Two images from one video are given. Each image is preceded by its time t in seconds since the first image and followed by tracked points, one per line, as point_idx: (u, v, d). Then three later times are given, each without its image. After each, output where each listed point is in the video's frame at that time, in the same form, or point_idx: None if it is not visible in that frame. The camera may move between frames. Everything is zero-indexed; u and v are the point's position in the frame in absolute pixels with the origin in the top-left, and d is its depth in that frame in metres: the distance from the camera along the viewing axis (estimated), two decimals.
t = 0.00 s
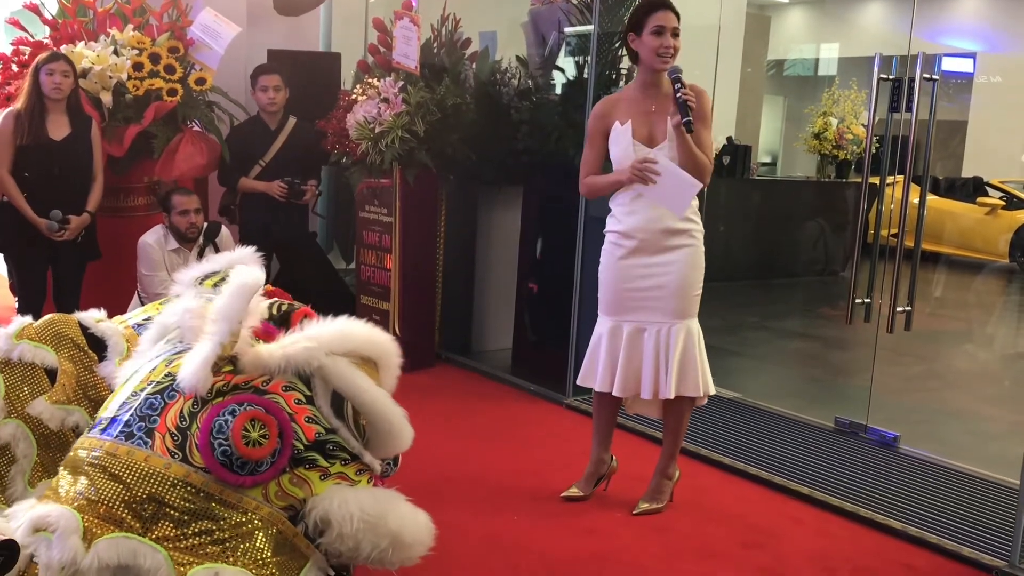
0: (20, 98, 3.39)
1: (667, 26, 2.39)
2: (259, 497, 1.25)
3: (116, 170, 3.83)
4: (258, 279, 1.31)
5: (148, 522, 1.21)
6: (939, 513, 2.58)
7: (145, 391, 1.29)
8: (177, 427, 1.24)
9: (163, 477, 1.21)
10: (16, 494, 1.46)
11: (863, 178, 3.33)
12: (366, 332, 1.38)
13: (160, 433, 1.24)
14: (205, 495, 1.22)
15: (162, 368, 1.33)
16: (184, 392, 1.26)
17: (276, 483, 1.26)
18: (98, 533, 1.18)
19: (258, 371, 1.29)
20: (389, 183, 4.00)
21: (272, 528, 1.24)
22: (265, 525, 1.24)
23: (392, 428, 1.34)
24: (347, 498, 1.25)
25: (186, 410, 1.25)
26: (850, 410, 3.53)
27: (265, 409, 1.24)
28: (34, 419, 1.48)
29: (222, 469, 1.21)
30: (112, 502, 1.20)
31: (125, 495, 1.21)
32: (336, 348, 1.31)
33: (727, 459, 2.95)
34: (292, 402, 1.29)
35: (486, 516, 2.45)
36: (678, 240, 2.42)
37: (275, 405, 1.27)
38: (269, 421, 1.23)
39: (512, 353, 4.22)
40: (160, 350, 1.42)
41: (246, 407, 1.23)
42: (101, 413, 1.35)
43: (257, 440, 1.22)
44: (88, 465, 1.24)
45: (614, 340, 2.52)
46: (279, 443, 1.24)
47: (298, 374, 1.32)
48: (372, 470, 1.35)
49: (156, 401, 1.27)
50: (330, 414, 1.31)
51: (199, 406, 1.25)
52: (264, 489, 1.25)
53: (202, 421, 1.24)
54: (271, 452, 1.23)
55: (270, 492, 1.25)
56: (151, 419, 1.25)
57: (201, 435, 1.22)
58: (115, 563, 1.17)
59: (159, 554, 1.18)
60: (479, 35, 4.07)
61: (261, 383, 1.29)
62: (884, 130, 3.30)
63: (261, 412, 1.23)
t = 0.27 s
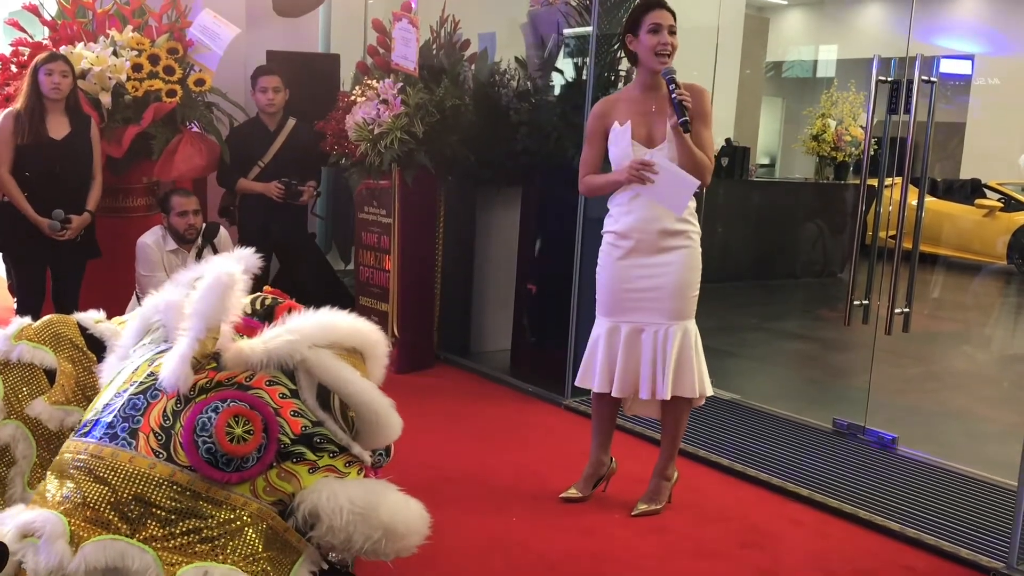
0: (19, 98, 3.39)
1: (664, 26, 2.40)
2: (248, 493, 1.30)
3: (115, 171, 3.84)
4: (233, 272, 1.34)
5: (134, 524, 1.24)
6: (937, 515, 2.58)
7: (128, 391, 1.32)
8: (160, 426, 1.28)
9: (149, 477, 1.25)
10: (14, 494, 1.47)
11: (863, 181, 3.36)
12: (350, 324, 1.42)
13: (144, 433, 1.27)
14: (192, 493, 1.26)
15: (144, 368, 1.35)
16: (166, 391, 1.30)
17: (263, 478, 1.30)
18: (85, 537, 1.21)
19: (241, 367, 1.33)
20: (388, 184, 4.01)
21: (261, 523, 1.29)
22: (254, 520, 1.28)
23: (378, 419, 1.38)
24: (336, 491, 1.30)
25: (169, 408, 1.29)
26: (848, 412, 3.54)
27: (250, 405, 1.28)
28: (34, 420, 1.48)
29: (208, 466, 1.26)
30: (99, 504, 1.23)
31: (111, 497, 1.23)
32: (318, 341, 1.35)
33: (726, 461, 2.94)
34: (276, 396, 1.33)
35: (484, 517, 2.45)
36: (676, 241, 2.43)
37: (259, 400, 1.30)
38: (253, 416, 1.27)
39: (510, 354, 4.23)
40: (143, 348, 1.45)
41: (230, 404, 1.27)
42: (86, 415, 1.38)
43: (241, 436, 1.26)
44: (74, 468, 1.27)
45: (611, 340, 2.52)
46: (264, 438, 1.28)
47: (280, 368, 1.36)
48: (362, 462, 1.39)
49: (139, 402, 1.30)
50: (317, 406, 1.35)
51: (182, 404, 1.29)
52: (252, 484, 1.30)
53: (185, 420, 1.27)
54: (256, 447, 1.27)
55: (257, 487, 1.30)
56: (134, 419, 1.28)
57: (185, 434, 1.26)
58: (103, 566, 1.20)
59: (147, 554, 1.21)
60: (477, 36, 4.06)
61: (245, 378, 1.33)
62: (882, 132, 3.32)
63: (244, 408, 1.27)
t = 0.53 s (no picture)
0: (18, 102, 3.39)
1: (656, 34, 2.40)
2: (249, 498, 1.27)
3: (113, 174, 3.80)
4: (238, 277, 1.34)
5: (136, 526, 1.22)
6: (935, 518, 2.58)
7: (132, 395, 1.31)
8: (163, 430, 1.26)
9: (151, 480, 1.23)
10: (15, 501, 1.46)
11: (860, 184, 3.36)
12: (353, 332, 1.41)
13: (147, 436, 1.26)
14: (194, 497, 1.24)
15: (148, 372, 1.35)
16: (170, 395, 1.29)
17: (265, 484, 1.28)
18: (85, 538, 1.18)
19: (244, 372, 1.32)
20: (386, 188, 4.01)
21: (261, 529, 1.26)
22: (255, 526, 1.26)
23: (379, 426, 1.37)
24: (336, 497, 1.27)
25: (172, 412, 1.28)
26: (845, 416, 3.55)
27: (252, 410, 1.27)
28: (33, 425, 1.48)
29: (210, 469, 1.24)
30: (99, 507, 1.21)
31: (113, 499, 1.21)
32: (321, 348, 1.35)
33: (724, 465, 2.94)
34: (278, 402, 1.32)
35: (483, 521, 2.45)
36: (670, 243, 2.43)
37: (261, 405, 1.29)
38: (255, 421, 1.26)
39: (508, 358, 4.23)
40: (147, 354, 1.44)
41: (233, 408, 1.26)
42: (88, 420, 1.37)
43: (243, 441, 1.24)
44: (75, 471, 1.25)
45: (607, 342, 2.54)
46: (265, 443, 1.26)
47: (284, 374, 1.35)
48: (363, 470, 1.36)
49: (143, 405, 1.29)
50: (318, 413, 1.34)
51: (186, 408, 1.28)
52: (253, 490, 1.28)
53: (189, 423, 1.26)
54: (258, 452, 1.26)
55: (258, 493, 1.28)
56: (136, 422, 1.27)
57: (187, 437, 1.24)
58: (103, 567, 1.17)
59: (147, 556, 1.19)
60: (475, 40, 4.06)
61: (248, 383, 1.32)
62: (880, 135, 3.34)
63: (246, 413, 1.26)
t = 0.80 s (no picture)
0: (17, 106, 3.40)
1: (647, 46, 2.38)
2: (260, 510, 1.24)
3: (112, 179, 3.83)
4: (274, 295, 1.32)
5: (148, 531, 1.19)
6: (933, 522, 2.58)
7: (151, 401, 1.29)
8: (181, 436, 1.24)
9: (166, 485, 1.21)
10: (14, 506, 1.47)
11: (858, 188, 3.40)
12: (371, 353, 1.39)
13: (165, 442, 1.24)
14: (207, 505, 1.22)
15: (169, 379, 1.33)
16: (190, 403, 1.27)
17: (276, 497, 1.25)
18: (98, 539, 1.17)
19: (264, 386, 1.29)
20: (384, 192, 4.01)
21: (270, 542, 1.23)
22: (263, 538, 1.22)
23: (393, 447, 1.34)
24: (346, 515, 1.24)
25: (191, 420, 1.25)
26: (843, 420, 3.58)
27: (270, 423, 1.24)
28: (31, 431, 1.50)
29: (224, 479, 1.21)
30: (113, 509, 1.19)
31: (127, 502, 1.20)
32: (341, 367, 1.32)
33: (722, 469, 2.94)
34: (295, 418, 1.29)
35: (483, 525, 2.45)
36: (664, 247, 2.43)
37: (279, 419, 1.26)
38: (272, 434, 1.23)
39: (506, 361, 4.23)
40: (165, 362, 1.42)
41: (251, 420, 1.23)
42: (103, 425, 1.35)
43: (260, 452, 1.21)
44: (91, 471, 1.24)
45: (605, 345, 2.56)
46: (281, 457, 1.23)
47: (301, 390, 1.32)
48: (371, 491, 1.34)
49: (162, 411, 1.27)
50: (334, 431, 1.30)
51: (205, 417, 1.25)
52: (265, 502, 1.25)
53: (207, 431, 1.23)
54: (273, 465, 1.22)
55: (270, 506, 1.25)
56: (156, 427, 1.25)
57: (204, 445, 1.22)
58: (114, 569, 1.16)
59: (158, 561, 1.17)
60: (473, 44, 4.08)
61: (266, 398, 1.29)
62: (877, 139, 3.37)
63: (264, 425, 1.23)
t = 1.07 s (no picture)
0: (16, 110, 3.40)
1: (641, 54, 2.37)
2: (269, 519, 1.25)
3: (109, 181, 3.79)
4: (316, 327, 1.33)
5: (160, 532, 1.20)
6: (930, 523, 2.59)
7: (169, 405, 1.31)
8: (197, 442, 1.26)
9: (180, 488, 1.22)
10: (11, 513, 1.46)
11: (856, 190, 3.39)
12: (386, 371, 1.42)
13: (181, 446, 1.25)
14: (219, 510, 1.23)
15: (188, 386, 1.35)
16: (208, 410, 1.29)
17: (286, 507, 1.27)
18: (110, 538, 1.17)
19: (282, 399, 1.32)
20: (383, 195, 4.00)
21: (277, 552, 1.23)
22: (270, 547, 1.23)
23: (402, 465, 1.37)
24: (354, 529, 1.26)
25: (208, 426, 1.28)
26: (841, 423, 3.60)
27: (285, 433, 1.27)
28: (28, 437, 1.49)
29: (237, 486, 1.22)
30: (126, 509, 1.20)
31: (142, 501, 1.20)
32: (357, 384, 1.35)
33: (720, 470, 2.95)
34: (309, 430, 1.32)
35: (482, 527, 2.45)
36: (661, 250, 2.44)
37: (294, 430, 1.29)
38: (287, 445, 1.25)
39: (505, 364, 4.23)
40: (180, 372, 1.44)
41: (268, 428, 1.26)
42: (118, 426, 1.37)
43: (275, 461, 1.23)
44: (107, 471, 1.25)
45: (603, 347, 2.56)
46: (294, 468, 1.25)
47: (317, 404, 1.35)
48: (378, 508, 1.36)
49: (180, 416, 1.29)
50: (346, 446, 1.33)
51: (221, 424, 1.28)
52: (274, 511, 1.26)
53: (223, 438, 1.26)
54: (286, 475, 1.24)
55: (279, 516, 1.26)
56: (173, 431, 1.27)
57: (220, 451, 1.24)
58: (125, 569, 1.15)
59: (168, 563, 1.17)
60: (473, 48, 4.10)
61: (282, 409, 1.32)
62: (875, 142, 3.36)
63: (279, 435, 1.25)
